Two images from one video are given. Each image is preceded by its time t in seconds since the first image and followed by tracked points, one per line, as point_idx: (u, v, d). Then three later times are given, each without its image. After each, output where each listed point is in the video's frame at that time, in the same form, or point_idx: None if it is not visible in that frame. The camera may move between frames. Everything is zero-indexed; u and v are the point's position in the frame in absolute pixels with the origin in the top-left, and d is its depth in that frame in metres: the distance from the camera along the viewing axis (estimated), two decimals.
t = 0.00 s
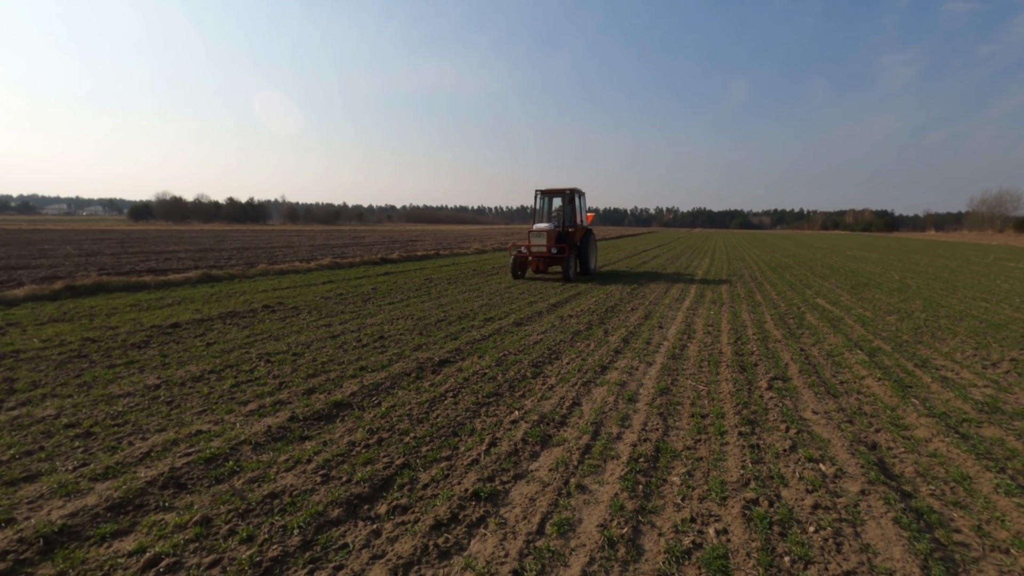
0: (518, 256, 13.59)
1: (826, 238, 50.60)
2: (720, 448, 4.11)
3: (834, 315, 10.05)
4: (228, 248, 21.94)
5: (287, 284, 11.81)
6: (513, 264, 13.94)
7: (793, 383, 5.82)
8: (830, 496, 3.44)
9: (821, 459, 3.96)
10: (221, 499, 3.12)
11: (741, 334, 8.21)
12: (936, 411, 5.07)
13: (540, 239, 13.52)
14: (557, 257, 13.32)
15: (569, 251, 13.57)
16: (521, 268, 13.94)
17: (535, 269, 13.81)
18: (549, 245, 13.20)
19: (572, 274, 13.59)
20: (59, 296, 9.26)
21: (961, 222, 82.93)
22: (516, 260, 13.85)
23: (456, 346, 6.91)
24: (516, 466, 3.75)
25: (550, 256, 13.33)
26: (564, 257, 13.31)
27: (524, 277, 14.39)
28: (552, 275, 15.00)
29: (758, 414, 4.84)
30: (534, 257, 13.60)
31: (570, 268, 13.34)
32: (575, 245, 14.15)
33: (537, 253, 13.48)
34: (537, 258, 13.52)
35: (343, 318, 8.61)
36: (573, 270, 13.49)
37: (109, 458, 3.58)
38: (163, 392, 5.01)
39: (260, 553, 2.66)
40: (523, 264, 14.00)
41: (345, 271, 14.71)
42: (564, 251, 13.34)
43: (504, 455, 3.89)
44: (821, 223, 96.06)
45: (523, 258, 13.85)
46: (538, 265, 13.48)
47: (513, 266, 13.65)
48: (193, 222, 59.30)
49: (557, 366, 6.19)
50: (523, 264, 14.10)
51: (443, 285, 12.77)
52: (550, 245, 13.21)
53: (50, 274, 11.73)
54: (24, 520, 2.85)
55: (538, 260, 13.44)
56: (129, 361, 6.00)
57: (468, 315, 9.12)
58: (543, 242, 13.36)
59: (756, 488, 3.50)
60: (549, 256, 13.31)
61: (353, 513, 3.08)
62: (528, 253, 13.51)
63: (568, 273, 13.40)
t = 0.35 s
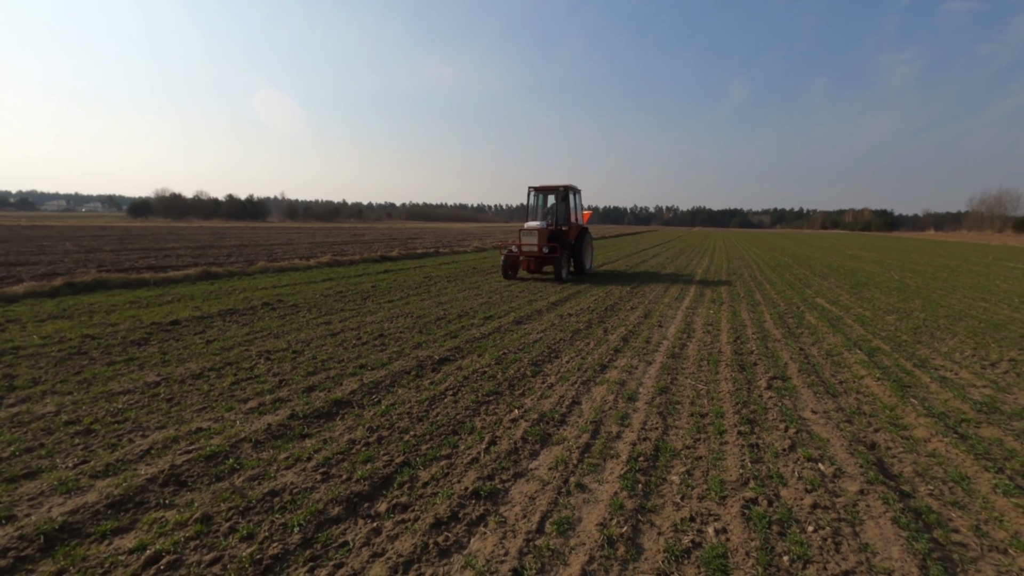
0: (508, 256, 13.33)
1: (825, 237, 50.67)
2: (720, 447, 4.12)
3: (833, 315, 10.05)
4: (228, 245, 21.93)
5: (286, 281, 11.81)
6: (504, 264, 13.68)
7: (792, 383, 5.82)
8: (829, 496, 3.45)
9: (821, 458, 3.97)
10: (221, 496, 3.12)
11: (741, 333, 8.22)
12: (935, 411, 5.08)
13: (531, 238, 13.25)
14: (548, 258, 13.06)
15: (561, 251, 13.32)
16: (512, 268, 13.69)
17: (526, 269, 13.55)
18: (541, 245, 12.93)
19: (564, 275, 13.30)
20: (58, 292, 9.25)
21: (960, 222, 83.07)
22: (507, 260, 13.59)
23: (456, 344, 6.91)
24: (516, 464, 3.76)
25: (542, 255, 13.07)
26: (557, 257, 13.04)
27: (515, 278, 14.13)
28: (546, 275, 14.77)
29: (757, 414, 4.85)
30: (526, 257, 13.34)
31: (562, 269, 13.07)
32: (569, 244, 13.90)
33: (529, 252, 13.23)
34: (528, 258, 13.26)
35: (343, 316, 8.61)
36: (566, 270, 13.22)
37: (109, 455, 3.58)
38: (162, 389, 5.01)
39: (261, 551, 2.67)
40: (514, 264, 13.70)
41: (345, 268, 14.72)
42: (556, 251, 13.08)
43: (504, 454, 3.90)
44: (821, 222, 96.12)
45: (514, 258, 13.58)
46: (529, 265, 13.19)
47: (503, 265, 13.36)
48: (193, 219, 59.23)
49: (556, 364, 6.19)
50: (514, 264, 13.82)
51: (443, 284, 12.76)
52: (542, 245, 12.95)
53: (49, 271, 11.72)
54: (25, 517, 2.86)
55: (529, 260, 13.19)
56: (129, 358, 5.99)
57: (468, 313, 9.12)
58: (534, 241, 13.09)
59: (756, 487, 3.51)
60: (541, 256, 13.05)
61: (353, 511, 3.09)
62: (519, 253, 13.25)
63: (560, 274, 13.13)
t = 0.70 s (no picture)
0: (499, 258, 13.04)
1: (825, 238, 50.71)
2: (719, 450, 4.13)
3: (833, 318, 10.05)
4: (228, 244, 21.94)
5: (286, 281, 11.82)
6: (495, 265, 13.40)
7: (792, 385, 5.83)
8: (829, 499, 3.46)
9: (820, 462, 3.99)
10: (222, 498, 3.13)
11: (740, 335, 8.23)
12: (934, 414, 5.09)
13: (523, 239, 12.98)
14: (541, 259, 12.79)
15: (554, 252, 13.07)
16: (503, 270, 13.40)
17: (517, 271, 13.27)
18: (532, 246, 12.66)
19: (557, 277, 12.99)
20: (59, 291, 9.25)
21: (960, 224, 83.14)
22: (498, 261, 13.32)
23: (456, 345, 6.92)
24: (516, 466, 3.76)
25: (534, 256, 12.80)
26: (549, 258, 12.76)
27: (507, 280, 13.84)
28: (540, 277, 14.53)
29: (757, 416, 4.86)
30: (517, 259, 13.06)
31: (555, 271, 12.78)
32: (562, 245, 13.60)
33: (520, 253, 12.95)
34: (520, 259, 12.98)
35: (343, 316, 8.62)
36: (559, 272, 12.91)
37: (110, 456, 3.58)
38: (163, 389, 5.02)
39: (261, 552, 2.67)
40: (506, 266, 13.42)
41: (345, 268, 14.73)
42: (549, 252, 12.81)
43: (504, 455, 3.91)
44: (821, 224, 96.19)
45: (505, 259, 13.29)
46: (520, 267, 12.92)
47: (494, 267, 13.09)
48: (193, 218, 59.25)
49: (556, 366, 6.20)
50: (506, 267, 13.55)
51: (443, 284, 12.77)
52: (534, 246, 12.68)
53: (49, 270, 11.73)
54: (25, 517, 2.86)
55: (521, 261, 12.91)
56: (129, 358, 6.00)
57: (468, 314, 9.12)
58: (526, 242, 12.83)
59: (755, 490, 3.52)
60: (533, 257, 12.78)
61: (354, 513, 3.10)
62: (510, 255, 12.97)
63: (553, 276, 12.83)
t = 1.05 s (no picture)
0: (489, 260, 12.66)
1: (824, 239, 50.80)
2: (718, 454, 4.13)
3: (832, 320, 10.08)
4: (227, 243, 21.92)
5: (285, 281, 11.81)
6: (485, 267, 13.03)
7: (790, 389, 5.85)
8: (827, 504, 3.47)
9: (818, 466, 4.00)
10: (221, 501, 3.13)
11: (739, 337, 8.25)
12: (932, 418, 5.11)
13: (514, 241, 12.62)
14: (533, 261, 12.47)
15: (546, 254, 12.75)
16: (494, 273, 13.03)
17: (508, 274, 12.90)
18: (524, 249, 12.32)
19: (549, 280, 12.65)
20: (57, 290, 9.24)
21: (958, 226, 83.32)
22: (488, 264, 12.97)
23: (455, 347, 6.92)
24: (515, 470, 3.76)
25: (526, 259, 12.45)
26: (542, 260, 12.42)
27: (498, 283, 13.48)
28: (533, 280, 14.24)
29: (756, 420, 4.87)
30: (508, 261, 12.71)
31: (547, 274, 12.44)
32: (556, 247, 13.29)
33: (512, 255, 12.60)
34: (511, 262, 12.63)
35: (342, 316, 8.61)
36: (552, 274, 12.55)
37: (109, 458, 3.58)
38: (162, 390, 5.02)
39: (261, 556, 2.68)
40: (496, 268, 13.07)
41: (345, 268, 14.72)
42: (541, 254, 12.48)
43: (503, 459, 3.91)
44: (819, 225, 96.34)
45: (496, 262, 12.94)
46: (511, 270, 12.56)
47: (484, 270, 12.73)
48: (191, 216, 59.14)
49: (556, 368, 6.20)
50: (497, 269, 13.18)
51: (443, 284, 12.77)
52: (525, 248, 12.34)
53: (48, 269, 11.71)
54: (25, 521, 2.86)
55: (512, 264, 12.58)
56: (128, 359, 5.99)
57: (468, 315, 9.13)
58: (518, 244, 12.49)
59: (754, 495, 3.53)
60: (525, 260, 12.43)
61: (353, 517, 3.10)
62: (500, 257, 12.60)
63: (545, 279, 12.49)
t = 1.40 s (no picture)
0: (480, 263, 12.36)
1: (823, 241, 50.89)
2: (718, 457, 4.16)
3: (831, 323, 10.11)
4: (228, 243, 21.94)
5: (287, 281, 11.84)
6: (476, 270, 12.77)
7: (790, 392, 5.87)
8: (827, 507, 3.50)
9: (818, 469, 4.03)
10: (227, 501, 3.16)
11: (740, 340, 8.28)
12: (931, 422, 5.15)
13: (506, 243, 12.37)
14: (525, 264, 12.24)
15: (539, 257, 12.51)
16: (484, 276, 12.74)
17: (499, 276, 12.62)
18: (516, 250, 12.09)
19: (542, 283, 12.40)
20: (60, 290, 9.26)
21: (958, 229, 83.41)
22: (479, 266, 12.71)
23: (457, 348, 6.96)
24: (517, 472, 3.79)
25: (518, 261, 12.20)
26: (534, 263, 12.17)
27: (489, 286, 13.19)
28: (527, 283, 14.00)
29: (756, 423, 4.90)
30: (499, 264, 12.43)
31: (540, 277, 12.17)
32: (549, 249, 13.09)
33: (503, 258, 12.34)
34: (503, 264, 12.36)
35: (344, 317, 8.63)
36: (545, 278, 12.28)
37: (115, 458, 3.61)
38: (166, 390, 5.05)
39: (267, 557, 2.70)
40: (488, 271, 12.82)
41: (346, 268, 14.74)
42: (534, 257, 12.23)
43: (506, 460, 3.94)
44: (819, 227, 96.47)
45: (487, 264, 12.70)
46: (503, 272, 12.30)
47: (475, 273, 12.46)
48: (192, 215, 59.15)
49: (557, 370, 6.23)
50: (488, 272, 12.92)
51: (444, 285, 12.80)
52: (518, 250, 12.09)
53: (49, 268, 11.72)
54: (33, 520, 2.89)
55: (504, 267, 12.32)
56: (131, 359, 6.02)
57: (469, 316, 9.16)
58: (510, 246, 12.24)
59: (754, 497, 3.55)
60: (517, 262, 12.17)
61: (357, 517, 3.13)
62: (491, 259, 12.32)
63: (538, 283, 12.21)
